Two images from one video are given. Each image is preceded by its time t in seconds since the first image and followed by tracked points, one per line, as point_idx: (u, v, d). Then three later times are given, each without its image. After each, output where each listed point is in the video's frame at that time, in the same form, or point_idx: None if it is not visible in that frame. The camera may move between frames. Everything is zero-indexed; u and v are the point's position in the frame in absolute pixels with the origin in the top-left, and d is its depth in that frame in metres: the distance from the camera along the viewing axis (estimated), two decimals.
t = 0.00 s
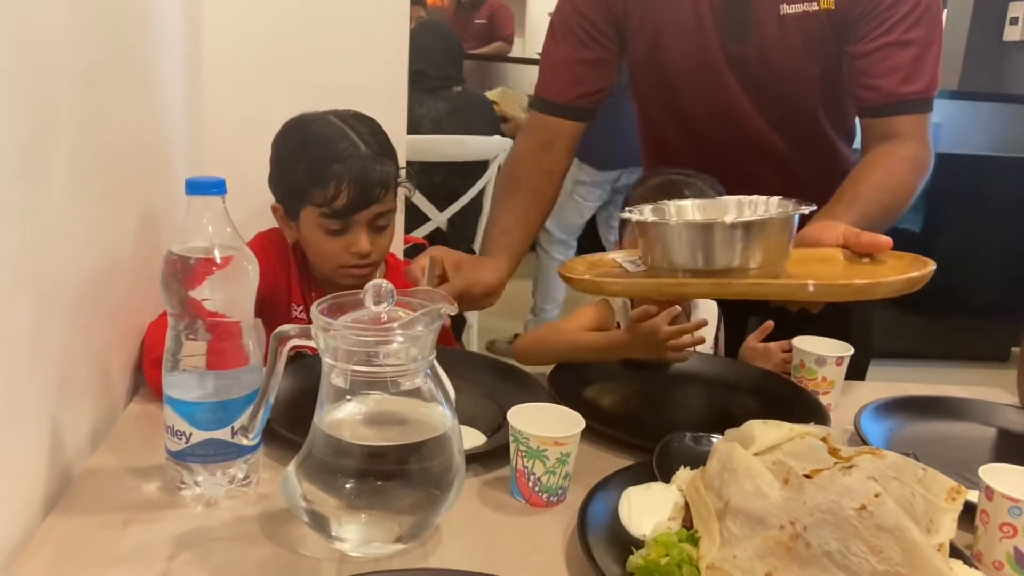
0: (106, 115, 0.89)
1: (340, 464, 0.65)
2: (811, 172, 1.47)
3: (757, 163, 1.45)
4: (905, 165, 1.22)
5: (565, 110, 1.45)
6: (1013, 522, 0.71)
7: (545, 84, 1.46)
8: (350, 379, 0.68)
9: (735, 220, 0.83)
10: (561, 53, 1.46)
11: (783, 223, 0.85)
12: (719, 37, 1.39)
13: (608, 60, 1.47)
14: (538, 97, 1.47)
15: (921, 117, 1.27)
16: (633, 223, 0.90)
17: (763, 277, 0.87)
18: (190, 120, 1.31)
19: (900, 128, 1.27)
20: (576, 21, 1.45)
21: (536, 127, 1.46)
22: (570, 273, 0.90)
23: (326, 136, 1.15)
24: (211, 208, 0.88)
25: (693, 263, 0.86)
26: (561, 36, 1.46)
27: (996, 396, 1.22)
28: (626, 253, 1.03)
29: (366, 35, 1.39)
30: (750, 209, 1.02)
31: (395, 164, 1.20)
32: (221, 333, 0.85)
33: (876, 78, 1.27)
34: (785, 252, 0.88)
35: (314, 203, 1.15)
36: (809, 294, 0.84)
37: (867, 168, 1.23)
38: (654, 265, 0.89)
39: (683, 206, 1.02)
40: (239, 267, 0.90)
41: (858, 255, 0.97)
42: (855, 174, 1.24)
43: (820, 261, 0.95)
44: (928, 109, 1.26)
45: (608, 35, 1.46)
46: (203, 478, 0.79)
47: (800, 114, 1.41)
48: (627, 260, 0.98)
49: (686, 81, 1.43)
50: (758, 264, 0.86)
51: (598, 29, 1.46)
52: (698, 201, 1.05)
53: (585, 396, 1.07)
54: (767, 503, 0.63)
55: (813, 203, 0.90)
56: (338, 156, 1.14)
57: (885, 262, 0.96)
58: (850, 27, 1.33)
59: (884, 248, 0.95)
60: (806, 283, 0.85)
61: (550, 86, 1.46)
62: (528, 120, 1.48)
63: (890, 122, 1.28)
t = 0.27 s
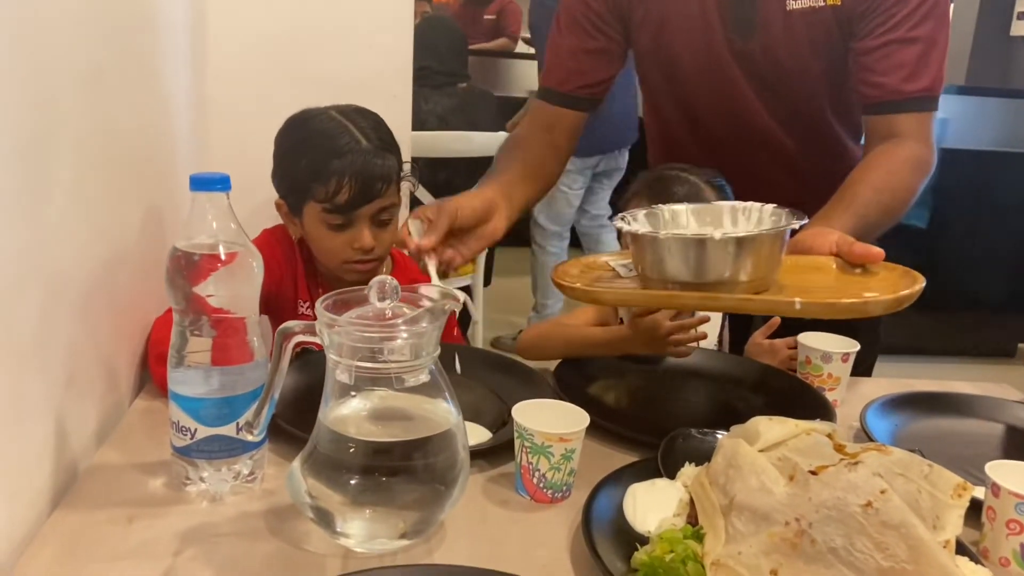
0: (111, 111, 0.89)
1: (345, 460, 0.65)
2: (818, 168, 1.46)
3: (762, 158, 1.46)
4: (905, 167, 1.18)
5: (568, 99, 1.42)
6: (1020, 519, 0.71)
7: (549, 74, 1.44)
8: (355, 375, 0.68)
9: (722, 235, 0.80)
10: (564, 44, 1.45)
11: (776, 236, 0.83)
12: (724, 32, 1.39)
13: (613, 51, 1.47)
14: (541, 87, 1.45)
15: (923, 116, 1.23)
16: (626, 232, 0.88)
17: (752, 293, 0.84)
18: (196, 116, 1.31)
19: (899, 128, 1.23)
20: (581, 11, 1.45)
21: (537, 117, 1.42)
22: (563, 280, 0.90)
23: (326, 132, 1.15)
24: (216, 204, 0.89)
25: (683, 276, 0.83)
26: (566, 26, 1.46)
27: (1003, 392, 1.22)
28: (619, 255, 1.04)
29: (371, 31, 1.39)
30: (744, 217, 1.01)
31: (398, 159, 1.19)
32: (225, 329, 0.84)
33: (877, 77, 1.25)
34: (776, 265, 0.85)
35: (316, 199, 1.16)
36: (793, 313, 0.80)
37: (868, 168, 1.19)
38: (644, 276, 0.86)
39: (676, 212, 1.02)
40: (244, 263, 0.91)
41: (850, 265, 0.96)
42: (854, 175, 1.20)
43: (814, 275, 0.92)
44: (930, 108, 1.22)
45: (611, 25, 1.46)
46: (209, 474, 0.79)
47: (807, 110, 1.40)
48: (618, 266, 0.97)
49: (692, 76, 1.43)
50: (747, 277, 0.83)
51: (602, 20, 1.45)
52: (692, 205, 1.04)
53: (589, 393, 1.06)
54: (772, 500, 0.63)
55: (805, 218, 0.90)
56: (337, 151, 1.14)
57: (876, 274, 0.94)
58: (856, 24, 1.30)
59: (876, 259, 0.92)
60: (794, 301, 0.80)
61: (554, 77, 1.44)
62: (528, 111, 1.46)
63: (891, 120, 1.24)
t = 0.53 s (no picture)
0: (116, 109, 0.90)
1: (350, 457, 0.65)
2: (822, 166, 1.45)
3: (763, 152, 1.45)
4: (903, 166, 1.19)
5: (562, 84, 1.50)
6: None
7: (548, 56, 1.52)
8: (359, 372, 0.68)
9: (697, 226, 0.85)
10: (565, 30, 1.52)
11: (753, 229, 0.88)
12: (727, 28, 1.39)
13: (614, 39, 1.51)
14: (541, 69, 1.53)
15: (924, 115, 1.23)
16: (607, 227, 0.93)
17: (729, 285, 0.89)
18: (200, 114, 1.31)
19: (898, 126, 1.24)
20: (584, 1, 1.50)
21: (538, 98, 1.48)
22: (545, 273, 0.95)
23: (330, 130, 1.15)
24: (221, 201, 0.89)
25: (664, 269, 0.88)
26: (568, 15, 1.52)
27: (1008, 390, 1.21)
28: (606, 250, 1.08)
29: (375, 28, 1.39)
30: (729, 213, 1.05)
31: (403, 157, 1.20)
32: (230, 326, 0.85)
33: (876, 75, 1.25)
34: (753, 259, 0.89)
35: (321, 198, 1.16)
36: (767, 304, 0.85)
37: (867, 164, 1.22)
38: (624, 267, 0.92)
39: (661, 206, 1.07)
40: (250, 260, 0.91)
41: (834, 263, 0.98)
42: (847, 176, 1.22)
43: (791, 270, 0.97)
44: (930, 107, 1.23)
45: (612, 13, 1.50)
46: (214, 471, 0.80)
47: (810, 107, 1.40)
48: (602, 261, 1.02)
49: (696, 72, 1.44)
50: (724, 270, 0.88)
51: (602, 8, 1.49)
52: (679, 201, 1.09)
53: (593, 390, 1.06)
54: (777, 496, 0.63)
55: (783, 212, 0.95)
56: (341, 150, 1.14)
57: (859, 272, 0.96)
58: (859, 21, 1.30)
59: (858, 257, 0.95)
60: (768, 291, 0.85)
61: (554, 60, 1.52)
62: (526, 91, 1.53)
63: (890, 118, 1.25)
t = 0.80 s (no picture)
0: (120, 106, 0.90)
1: (353, 455, 0.65)
2: (825, 164, 1.45)
3: (766, 149, 1.45)
4: (904, 164, 1.19)
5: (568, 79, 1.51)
6: None
7: (553, 49, 1.52)
8: (363, 370, 0.68)
9: (687, 194, 0.87)
10: (568, 24, 1.51)
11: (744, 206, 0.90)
12: (730, 24, 1.39)
13: (619, 34, 1.51)
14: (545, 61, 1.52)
15: (924, 112, 1.23)
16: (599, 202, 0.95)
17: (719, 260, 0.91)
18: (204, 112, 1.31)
19: (897, 122, 1.24)
20: None
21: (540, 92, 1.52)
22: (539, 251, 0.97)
23: (340, 128, 1.15)
24: (223, 198, 0.88)
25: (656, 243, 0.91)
26: (573, 8, 1.51)
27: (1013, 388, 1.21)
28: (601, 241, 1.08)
29: (378, 26, 1.39)
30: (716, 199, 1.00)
31: (410, 155, 1.20)
32: (234, 323, 0.85)
33: (877, 72, 1.25)
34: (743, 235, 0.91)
35: (329, 195, 1.16)
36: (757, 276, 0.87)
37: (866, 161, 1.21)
38: (616, 244, 0.95)
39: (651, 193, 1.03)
40: (253, 258, 0.91)
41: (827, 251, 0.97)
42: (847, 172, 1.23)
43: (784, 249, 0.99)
44: (930, 104, 1.22)
45: (617, 9, 1.49)
46: (217, 469, 0.80)
47: (813, 105, 1.40)
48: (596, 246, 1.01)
49: (700, 68, 1.44)
50: (714, 246, 0.90)
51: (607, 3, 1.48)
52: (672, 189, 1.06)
53: (597, 388, 1.06)
54: (781, 495, 0.63)
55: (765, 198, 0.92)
56: (350, 147, 1.14)
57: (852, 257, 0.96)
58: (861, 17, 1.30)
59: (850, 243, 0.94)
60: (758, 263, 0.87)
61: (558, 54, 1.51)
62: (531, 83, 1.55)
63: (889, 115, 1.24)
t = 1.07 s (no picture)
0: (124, 107, 0.90)
1: (356, 454, 0.65)
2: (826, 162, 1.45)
3: (767, 146, 1.44)
4: (902, 164, 1.19)
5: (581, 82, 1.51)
6: None
7: (559, 51, 1.52)
8: (366, 368, 0.68)
9: (690, 207, 0.88)
10: (574, 26, 1.51)
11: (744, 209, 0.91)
12: (732, 23, 1.39)
13: (625, 34, 1.51)
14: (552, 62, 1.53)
15: (925, 111, 1.23)
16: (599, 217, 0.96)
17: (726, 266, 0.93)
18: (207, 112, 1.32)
19: (898, 121, 1.23)
20: None
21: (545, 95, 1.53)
22: (542, 271, 0.96)
23: (347, 126, 1.15)
24: (227, 198, 0.88)
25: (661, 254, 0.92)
26: (578, 8, 1.51)
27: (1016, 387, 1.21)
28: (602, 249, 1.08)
29: (381, 25, 1.39)
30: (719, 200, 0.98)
31: (416, 152, 1.20)
32: (237, 323, 0.86)
33: (876, 70, 1.25)
34: (746, 239, 0.93)
35: (337, 193, 1.16)
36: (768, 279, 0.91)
37: (865, 160, 1.21)
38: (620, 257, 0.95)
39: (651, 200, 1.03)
40: (256, 257, 0.91)
41: (829, 244, 1.01)
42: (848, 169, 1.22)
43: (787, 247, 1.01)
44: (931, 102, 1.22)
45: (622, 7, 1.49)
46: (221, 467, 0.80)
47: (813, 103, 1.40)
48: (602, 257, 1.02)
49: (702, 67, 1.44)
50: (721, 253, 0.92)
51: (612, 3, 1.49)
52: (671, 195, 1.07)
53: (600, 387, 1.06)
54: (783, 493, 0.63)
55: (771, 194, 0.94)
56: (359, 144, 1.14)
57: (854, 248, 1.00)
58: (862, 16, 1.30)
59: (853, 235, 0.99)
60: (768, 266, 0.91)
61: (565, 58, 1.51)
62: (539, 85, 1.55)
63: (889, 113, 1.24)
